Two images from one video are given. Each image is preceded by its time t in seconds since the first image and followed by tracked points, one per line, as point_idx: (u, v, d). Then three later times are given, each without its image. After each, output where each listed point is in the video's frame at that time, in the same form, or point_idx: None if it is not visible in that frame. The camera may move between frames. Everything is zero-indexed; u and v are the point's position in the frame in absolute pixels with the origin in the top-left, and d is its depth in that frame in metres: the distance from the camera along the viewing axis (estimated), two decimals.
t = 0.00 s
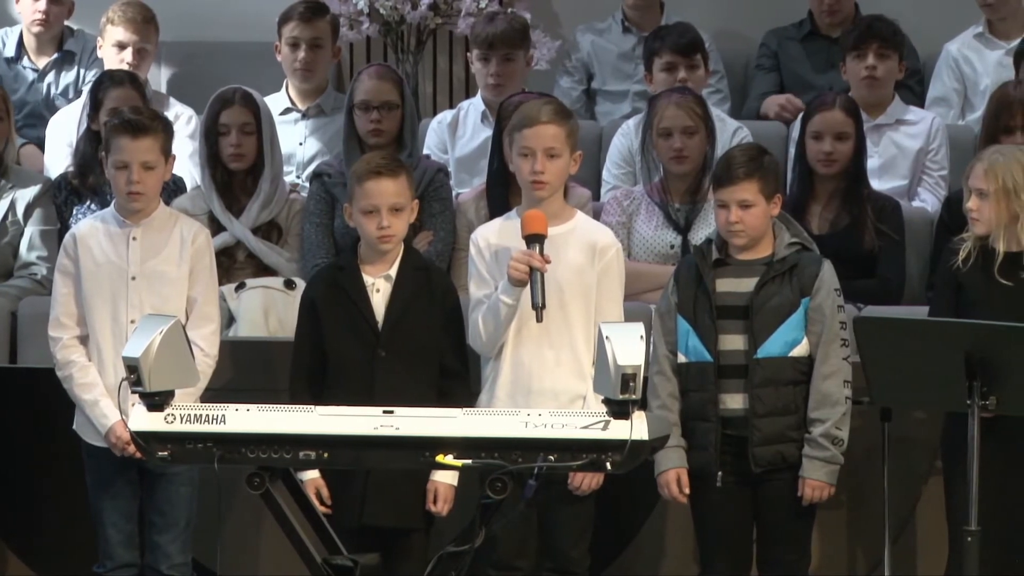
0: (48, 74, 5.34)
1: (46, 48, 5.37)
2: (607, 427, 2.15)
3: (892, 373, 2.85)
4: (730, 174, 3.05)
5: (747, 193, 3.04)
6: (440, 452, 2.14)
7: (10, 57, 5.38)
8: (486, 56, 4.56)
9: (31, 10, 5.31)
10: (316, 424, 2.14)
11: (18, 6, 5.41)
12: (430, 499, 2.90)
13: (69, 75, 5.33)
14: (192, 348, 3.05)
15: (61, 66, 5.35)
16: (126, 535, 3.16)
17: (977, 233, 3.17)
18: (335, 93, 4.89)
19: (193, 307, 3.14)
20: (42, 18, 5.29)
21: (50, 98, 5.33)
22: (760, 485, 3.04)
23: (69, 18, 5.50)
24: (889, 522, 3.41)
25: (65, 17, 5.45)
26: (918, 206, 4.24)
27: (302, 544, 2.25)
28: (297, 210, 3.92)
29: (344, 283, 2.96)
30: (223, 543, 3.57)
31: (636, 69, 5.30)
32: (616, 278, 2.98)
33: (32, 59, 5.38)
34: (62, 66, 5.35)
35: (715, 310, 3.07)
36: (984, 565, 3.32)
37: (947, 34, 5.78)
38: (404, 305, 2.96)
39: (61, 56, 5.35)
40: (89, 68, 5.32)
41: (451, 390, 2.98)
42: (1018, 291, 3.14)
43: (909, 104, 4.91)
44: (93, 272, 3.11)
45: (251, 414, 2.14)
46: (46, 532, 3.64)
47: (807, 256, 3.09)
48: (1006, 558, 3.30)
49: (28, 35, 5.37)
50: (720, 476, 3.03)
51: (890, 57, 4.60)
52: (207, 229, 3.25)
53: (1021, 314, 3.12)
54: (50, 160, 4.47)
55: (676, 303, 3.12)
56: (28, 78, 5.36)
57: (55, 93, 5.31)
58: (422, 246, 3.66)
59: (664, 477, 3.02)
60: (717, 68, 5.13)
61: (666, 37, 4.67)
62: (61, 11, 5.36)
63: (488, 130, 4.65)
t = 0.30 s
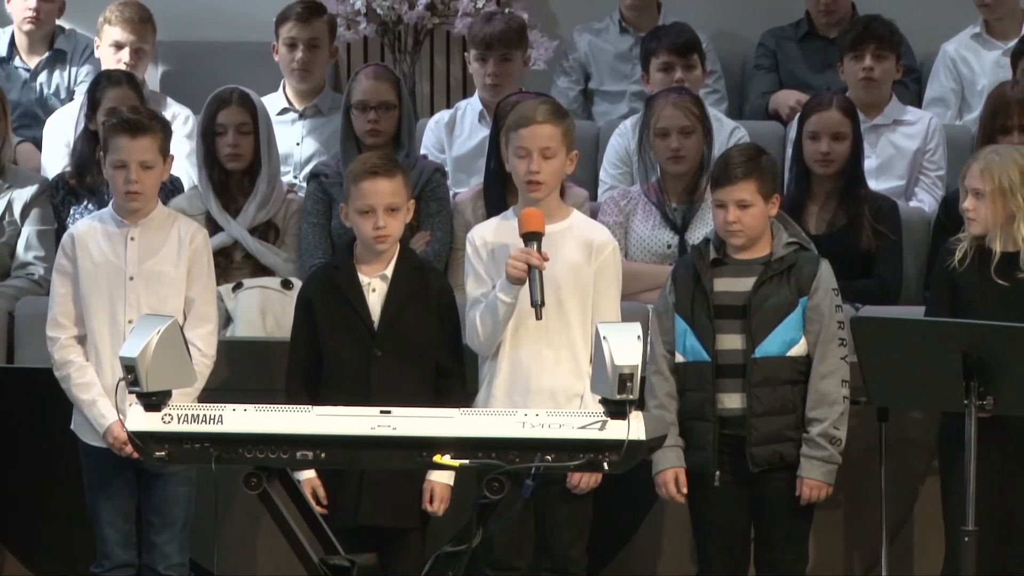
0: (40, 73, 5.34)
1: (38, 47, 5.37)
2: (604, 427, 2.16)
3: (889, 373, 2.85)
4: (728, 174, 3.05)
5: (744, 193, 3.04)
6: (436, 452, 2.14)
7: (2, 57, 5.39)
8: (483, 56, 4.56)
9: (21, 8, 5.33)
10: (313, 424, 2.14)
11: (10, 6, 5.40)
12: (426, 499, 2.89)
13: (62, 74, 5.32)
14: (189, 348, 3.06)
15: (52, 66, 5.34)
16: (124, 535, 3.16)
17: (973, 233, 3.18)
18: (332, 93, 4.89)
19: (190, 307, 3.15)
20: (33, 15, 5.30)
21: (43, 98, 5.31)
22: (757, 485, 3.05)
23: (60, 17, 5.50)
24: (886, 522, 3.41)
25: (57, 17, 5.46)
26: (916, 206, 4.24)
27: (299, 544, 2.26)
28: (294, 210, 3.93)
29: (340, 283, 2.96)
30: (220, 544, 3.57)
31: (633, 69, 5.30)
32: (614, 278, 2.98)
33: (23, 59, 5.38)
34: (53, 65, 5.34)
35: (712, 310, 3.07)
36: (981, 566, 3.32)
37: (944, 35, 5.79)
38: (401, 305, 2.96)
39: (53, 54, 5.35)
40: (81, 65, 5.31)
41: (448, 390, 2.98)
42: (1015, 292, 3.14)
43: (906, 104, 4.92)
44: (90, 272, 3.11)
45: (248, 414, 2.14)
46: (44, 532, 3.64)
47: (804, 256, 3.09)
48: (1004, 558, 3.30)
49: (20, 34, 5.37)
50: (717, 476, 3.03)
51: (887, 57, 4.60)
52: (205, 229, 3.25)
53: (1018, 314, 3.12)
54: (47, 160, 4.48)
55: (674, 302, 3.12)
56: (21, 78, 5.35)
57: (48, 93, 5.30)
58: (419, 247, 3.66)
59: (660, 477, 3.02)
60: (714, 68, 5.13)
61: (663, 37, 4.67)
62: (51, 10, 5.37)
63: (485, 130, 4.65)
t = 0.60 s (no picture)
0: (33, 72, 5.34)
1: (30, 46, 5.39)
2: (601, 427, 2.16)
3: (886, 374, 2.86)
4: (725, 174, 3.05)
5: (741, 193, 3.04)
6: (434, 452, 2.14)
7: None
8: (481, 57, 4.56)
9: (13, 6, 5.35)
10: (310, 424, 2.14)
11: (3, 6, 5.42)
12: (423, 498, 2.90)
13: (54, 73, 5.32)
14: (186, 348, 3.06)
15: (45, 63, 5.35)
16: (120, 535, 3.16)
17: (969, 233, 3.20)
18: (330, 93, 4.89)
19: (187, 307, 3.14)
20: (25, 12, 5.31)
21: (37, 97, 5.29)
22: (754, 485, 3.05)
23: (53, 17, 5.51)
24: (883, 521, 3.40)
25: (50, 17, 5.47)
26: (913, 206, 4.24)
27: (297, 544, 2.26)
28: (291, 210, 3.93)
29: (338, 283, 2.96)
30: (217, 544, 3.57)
31: (631, 69, 5.30)
32: (612, 278, 2.98)
33: (17, 59, 5.39)
34: (46, 63, 5.34)
35: (710, 310, 3.07)
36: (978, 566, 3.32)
37: (941, 34, 5.79)
38: (398, 305, 2.96)
39: (45, 53, 5.35)
40: (74, 62, 5.31)
41: (445, 390, 2.98)
42: (1013, 291, 3.13)
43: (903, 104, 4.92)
44: (87, 272, 3.11)
45: (245, 414, 2.14)
46: (40, 532, 3.64)
47: (802, 256, 3.09)
48: (1001, 557, 3.30)
49: (13, 32, 5.38)
50: (715, 476, 3.03)
51: (884, 57, 4.60)
52: (202, 229, 3.25)
53: (1015, 314, 3.12)
54: (44, 160, 4.47)
55: (671, 302, 3.12)
56: (14, 76, 5.35)
57: (41, 92, 5.29)
58: (417, 247, 3.66)
59: (658, 476, 3.03)
60: (711, 68, 5.14)
61: (660, 38, 4.67)
62: (44, 8, 5.38)
63: (482, 130, 4.66)
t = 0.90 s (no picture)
0: (29, 71, 5.34)
1: (26, 46, 5.38)
2: (598, 427, 2.16)
3: (883, 374, 2.86)
4: (722, 175, 3.05)
5: (739, 193, 3.04)
6: (431, 453, 2.14)
7: None
8: (478, 57, 4.56)
9: (9, 5, 5.35)
10: (308, 425, 2.14)
11: None
12: (421, 499, 2.90)
13: (50, 72, 5.31)
14: (183, 348, 3.06)
15: (40, 63, 5.33)
16: (117, 535, 3.16)
17: (966, 233, 3.20)
18: (327, 93, 4.89)
19: (184, 307, 3.14)
20: (20, 11, 5.32)
21: (33, 96, 5.31)
22: (752, 486, 3.05)
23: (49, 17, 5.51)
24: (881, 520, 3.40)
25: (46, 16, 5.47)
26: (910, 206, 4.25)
27: (294, 544, 2.26)
28: (288, 210, 3.92)
29: (336, 284, 2.95)
30: (215, 544, 3.57)
31: (628, 70, 5.30)
32: (610, 278, 2.98)
33: (12, 58, 5.39)
34: (42, 63, 5.33)
35: (707, 310, 3.07)
36: (976, 565, 3.32)
37: (938, 34, 5.79)
38: (396, 306, 2.96)
39: (40, 53, 5.34)
40: (69, 62, 5.31)
41: (442, 391, 2.97)
42: (1010, 292, 3.13)
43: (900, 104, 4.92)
44: (84, 272, 3.11)
45: (243, 415, 2.14)
46: (37, 532, 3.64)
47: (799, 256, 3.09)
48: (998, 557, 3.30)
49: (8, 31, 5.38)
50: (712, 477, 3.03)
51: (881, 58, 4.60)
52: (198, 229, 3.25)
53: (1012, 314, 3.12)
54: (41, 160, 4.47)
55: (668, 303, 3.12)
56: (10, 76, 5.35)
57: (37, 91, 5.31)
58: (413, 247, 3.66)
59: (655, 478, 3.03)
60: (709, 68, 5.13)
61: (658, 38, 4.67)
62: (40, 8, 5.37)
63: (479, 130, 4.65)
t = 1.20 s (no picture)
0: (27, 71, 5.34)
1: (24, 46, 5.38)
2: (595, 427, 2.16)
3: (881, 373, 2.85)
4: (720, 175, 3.05)
5: (737, 193, 3.04)
6: (428, 452, 2.14)
7: None
8: (475, 57, 4.56)
9: (7, 5, 5.35)
10: (305, 425, 2.14)
11: None
12: (418, 499, 2.90)
13: (47, 72, 5.31)
14: (179, 348, 3.05)
15: (38, 63, 5.34)
16: (114, 535, 3.16)
17: (964, 234, 3.19)
18: (324, 93, 4.89)
19: (180, 307, 3.14)
20: (18, 12, 5.31)
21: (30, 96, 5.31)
22: (749, 486, 3.05)
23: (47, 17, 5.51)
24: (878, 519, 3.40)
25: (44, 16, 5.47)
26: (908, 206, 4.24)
27: (291, 544, 2.25)
28: (285, 210, 3.92)
29: (334, 284, 2.95)
30: (212, 543, 3.57)
31: (626, 70, 5.30)
32: (609, 278, 2.98)
33: (10, 58, 5.39)
34: (39, 63, 5.34)
35: (705, 311, 3.07)
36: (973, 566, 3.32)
37: (935, 34, 5.79)
38: (393, 306, 2.96)
39: (38, 53, 5.34)
40: (68, 62, 5.31)
41: (440, 391, 2.98)
42: (1007, 292, 3.14)
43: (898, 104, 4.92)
44: (80, 272, 3.11)
45: (240, 414, 2.14)
46: (34, 532, 3.64)
47: (797, 256, 3.09)
48: (996, 558, 3.30)
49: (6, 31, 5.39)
50: (709, 477, 3.03)
51: (879, 58, 4.59)
52: (194, 228, 3.25)
53: (1010, 315, 3.13)
54: (38, 159, 4.47)
55: (666, 303, 3.12)
56: (7, 76, 5.35)
57: (34, 91, 5.30)
58: (411, 247, 3.66)
59: (652, 478, 3.02)
60: (707, 69, 5.13)
61: (656, 38, 4.67)
62: (38, 8, 5.37)
63: (477, 130, 4.66)
